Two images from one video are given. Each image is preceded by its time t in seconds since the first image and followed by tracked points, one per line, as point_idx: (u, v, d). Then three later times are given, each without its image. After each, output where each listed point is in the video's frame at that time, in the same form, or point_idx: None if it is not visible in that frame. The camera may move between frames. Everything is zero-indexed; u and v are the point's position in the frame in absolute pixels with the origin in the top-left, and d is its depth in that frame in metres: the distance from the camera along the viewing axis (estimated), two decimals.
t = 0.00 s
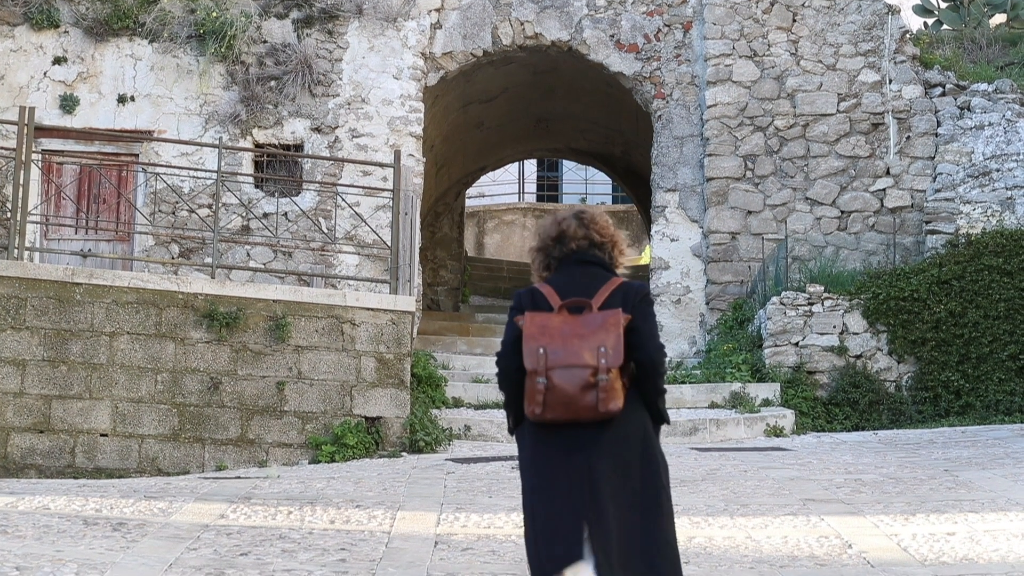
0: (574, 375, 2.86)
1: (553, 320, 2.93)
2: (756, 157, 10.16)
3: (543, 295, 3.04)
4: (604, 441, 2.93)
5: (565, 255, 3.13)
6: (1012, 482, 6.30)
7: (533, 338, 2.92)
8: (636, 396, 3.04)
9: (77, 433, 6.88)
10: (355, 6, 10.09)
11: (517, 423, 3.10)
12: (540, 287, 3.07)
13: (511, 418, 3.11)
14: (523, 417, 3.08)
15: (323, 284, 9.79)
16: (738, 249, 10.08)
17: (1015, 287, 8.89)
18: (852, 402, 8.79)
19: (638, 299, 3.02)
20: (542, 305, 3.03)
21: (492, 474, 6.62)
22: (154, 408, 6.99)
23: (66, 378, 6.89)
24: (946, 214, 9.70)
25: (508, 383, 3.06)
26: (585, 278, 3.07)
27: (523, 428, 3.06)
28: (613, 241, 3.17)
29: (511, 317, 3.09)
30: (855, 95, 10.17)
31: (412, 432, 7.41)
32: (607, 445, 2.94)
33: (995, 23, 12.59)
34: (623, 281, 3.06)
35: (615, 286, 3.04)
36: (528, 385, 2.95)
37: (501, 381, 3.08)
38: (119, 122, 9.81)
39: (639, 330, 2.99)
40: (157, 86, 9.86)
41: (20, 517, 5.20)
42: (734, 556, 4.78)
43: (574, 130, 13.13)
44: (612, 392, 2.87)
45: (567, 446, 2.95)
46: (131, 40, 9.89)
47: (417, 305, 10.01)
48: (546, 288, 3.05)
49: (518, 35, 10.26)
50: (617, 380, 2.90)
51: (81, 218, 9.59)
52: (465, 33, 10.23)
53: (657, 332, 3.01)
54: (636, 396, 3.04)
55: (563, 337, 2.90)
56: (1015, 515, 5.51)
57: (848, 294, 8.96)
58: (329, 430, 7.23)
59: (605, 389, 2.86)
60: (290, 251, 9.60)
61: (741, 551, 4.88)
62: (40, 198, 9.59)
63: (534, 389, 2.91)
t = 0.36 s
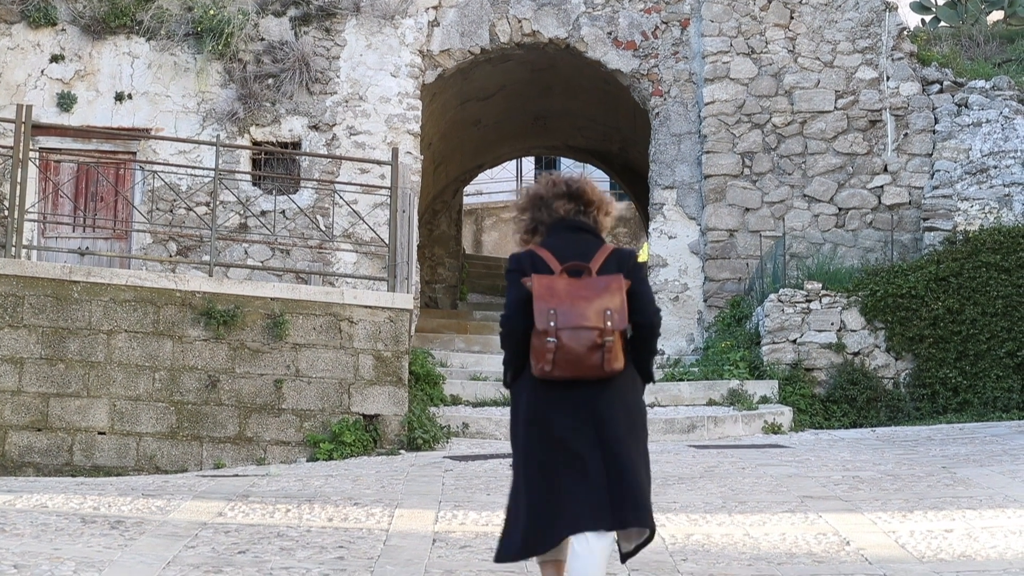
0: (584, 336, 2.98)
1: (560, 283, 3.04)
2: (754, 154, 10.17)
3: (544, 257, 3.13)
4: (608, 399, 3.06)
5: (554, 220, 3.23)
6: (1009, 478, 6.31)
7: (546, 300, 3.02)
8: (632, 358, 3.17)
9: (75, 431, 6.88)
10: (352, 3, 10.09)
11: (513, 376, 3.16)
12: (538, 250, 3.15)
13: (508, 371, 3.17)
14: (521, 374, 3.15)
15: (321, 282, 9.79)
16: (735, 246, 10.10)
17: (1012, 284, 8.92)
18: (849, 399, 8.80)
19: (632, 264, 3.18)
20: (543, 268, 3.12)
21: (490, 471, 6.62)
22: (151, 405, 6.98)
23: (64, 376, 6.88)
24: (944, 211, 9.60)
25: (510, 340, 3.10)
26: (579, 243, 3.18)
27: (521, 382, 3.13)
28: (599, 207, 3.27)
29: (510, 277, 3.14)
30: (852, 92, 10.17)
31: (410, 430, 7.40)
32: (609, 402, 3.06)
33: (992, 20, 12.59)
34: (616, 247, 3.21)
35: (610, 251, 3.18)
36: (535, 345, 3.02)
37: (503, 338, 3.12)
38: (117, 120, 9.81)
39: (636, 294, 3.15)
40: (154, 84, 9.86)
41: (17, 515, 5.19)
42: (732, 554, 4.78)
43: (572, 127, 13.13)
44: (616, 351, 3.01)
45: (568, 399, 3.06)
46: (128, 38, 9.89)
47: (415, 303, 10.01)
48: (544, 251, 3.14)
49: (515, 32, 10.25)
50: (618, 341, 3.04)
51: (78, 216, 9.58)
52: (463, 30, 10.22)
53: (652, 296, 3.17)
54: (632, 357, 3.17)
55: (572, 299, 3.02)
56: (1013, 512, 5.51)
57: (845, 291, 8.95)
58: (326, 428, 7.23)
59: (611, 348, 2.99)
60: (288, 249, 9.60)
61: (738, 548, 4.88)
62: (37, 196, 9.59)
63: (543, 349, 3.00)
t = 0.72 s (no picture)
0: (577, 345, 3.06)
1: (552, 296, 3.12)
2: (753, 153, 10.16)
3: (533, 270, 3.20)
4: (598, 401, 3.17)
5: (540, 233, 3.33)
6: (1007, 476, 6.31)
7: (540, 312, 3.09)
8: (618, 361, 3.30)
9: (74, 429, 6.88)
10: (351, 1, 10.10)
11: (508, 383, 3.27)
12: (526, 263, 3.23)
13: (502, 381, 3.28)
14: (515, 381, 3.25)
15: (320, 280, 9.80)
16: (734, 244, 10.10)
17: (1011, 282, 8.91)
18: (849, 397, 8.79)
19: (613, 273, 3.29)
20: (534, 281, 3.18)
21: (490, 469, 6.63)
22: (151, 404, 6.99)
23: (63, 374, 6.88)
24: (943, 209, 9.53)
25: (502, 352, 3.21)
26: (565, 251, 3.26)
27: (515, 390, 3.25)
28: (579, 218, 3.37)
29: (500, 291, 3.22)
30: (851, 90, 10.17)
31: (410, 428, 7.40)
32: (600, 404, 3.17)
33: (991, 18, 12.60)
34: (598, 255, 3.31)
35: (593, 260, 3.27)
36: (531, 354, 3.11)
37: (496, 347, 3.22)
38: (116, 118, 9.80)
39: (620, 301, 3.26)
40: (153, 82, 9.86)
41: (16, 513, 5.20)
42: (731, 551, 4.78)
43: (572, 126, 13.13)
44: (608, 360, 3.11)
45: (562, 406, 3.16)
46: (127, 37, 9.89)
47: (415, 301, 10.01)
48: (533, 264, 3.21)
49: (514, 30, 10.24)
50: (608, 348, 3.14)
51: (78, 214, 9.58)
52: (462, 28, 10.21)
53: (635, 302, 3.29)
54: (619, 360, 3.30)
55: (563, 311, 3.10)
56: (1012, 509, 5.52)
57: (844, 290, 8.96)
58: (326, 426, 7.23)
59: (604, 357, 3.09)
60: (287, 248, 9.60)
61: (737, 546, 4.88)
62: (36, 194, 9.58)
63: (540, 360, 3.07)
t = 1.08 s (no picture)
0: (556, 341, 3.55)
1: (539, 297, 3.62)
2: (752, 152, 10.18)
3: (529, 272, 3.73)
4: (583, 393, 3.66)
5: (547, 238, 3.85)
6: (1005, 474, 6.33)
7: (526, 313, 3.60)
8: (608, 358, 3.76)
9: (75, 428, 6.89)
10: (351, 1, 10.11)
11: (508, 376, 3.81)
12: (525, 266, 3.75)
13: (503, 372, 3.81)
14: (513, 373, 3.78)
15: (320, 279, 9.83)
16: (734, 243, 10.12)
17: (1010, 280, 8.91)
18: (848, 395, 8.82)
19: (605, 275, 3.73)
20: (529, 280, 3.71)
21: (490, 468, 6.65)
22: (151, 402, 7.00)
23: (63, 373, 6.90)
24: (942, 207, 9.62)
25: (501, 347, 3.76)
26: (562, 255, 3.77)
27: (512, 382, 3.78)
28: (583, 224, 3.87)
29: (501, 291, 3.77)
30: (850, 89, 10.18)
31: (410, 427, 7.42)
32: (584, 397, 3.66)
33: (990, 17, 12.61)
34: (594, 260, 3.77)
35: (586, 264, 3.74)
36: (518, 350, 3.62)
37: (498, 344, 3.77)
38: (116, 117, 9.83)
39: (608, 301, 3.69)
40: (153, 82, 9.89)
41: (18, 511, 5.22)
42: (730, 549, 4.80)
43: (572, 125, 13.14)
44: (587, 354, 3.58)
45: (548, 396, 3.66)
46: (128, 36, 9.91)
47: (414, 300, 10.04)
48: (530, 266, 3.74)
49: (514, 30, 10.25)
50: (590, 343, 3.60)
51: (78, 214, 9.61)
52: (462, 27, 10.22)
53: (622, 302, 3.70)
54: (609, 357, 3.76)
55: (547, 311, 3.58)
56: (1010, 508, 5.53)
57: (843, 289, 8.98)
58: (326, 424, 7.25)
59: (582, 351, 3.56)
60: (288, 247, 9.63)
61: (736, 544, 4.90)
62: (37, 194, 9.62)
63: (524, 356, 3.59)
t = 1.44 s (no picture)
0: (561, 320, 3.67)
1: (548, 279, 3.74)
2: (752, 151, 10.18)
3: (539, 256, 3.84)
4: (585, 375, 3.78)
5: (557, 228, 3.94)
6: (1005, 474, 6.33)
7: (535, 293, 3.72)
8: (611, 342, 3.88)
9: (75, 427, 6.89)
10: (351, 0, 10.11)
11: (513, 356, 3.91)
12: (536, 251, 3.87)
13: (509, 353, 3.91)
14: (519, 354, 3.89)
15: (320, 279, 9.82)
16: (734, 243, 10.12)
17: (1011, 280, 8.92)
18: (848, 394, 8.82)
19: (611, 262, 3.85)
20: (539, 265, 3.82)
21: (490, 467, 6.64)
22: (151, 401, 7.00)
23: (63, 372, 6.90)
24: (942, 207, 9.58)
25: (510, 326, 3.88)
26: (571, 244, 3.87)
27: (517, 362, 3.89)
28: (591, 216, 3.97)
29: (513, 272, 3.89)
30: (850, 89, 10.18)
31: (410, 427, 7.42)
32: (585, 378, 3.78)
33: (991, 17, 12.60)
34: (602, 250, 3.88)
35: (595, 251, 3.86)
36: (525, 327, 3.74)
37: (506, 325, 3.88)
38: (116, 116, 9.83)
39: (614, 287, 3.82)
40: (153, 81, 9.89)
41: (17, 511, 5.21)
42: (729, 549, 4.80)
43: (572, 125, 13.15)
44: (590, 335, 3.70)
45: (550, 377, 3.78)
46: (128, 35, 9.91)
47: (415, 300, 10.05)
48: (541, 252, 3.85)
49: (514, 29, 10.25)
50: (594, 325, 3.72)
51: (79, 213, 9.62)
52: (462, 27, 10.22)
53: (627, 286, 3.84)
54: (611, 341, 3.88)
55: (555, 292, 3.71)
56: (1010, 507, 5.53)
57: (843, 288, 8.98)
58: (326, 424, 7.24)
59: (586, 331, 3.68)
60: (288, 246, 9.63)
61: (736, 544, 4.90)
62: (37, 193, 9.62)
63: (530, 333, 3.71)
